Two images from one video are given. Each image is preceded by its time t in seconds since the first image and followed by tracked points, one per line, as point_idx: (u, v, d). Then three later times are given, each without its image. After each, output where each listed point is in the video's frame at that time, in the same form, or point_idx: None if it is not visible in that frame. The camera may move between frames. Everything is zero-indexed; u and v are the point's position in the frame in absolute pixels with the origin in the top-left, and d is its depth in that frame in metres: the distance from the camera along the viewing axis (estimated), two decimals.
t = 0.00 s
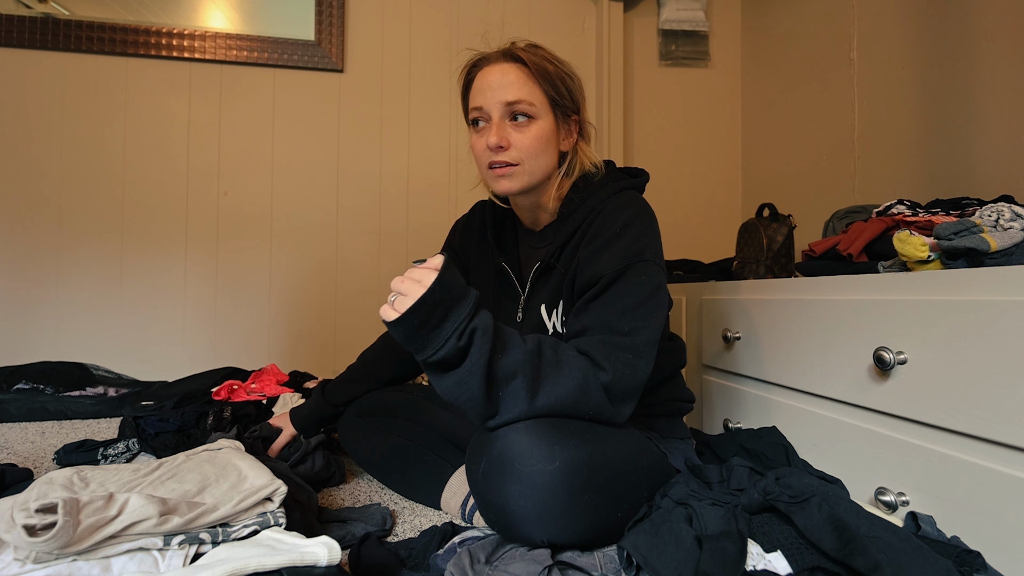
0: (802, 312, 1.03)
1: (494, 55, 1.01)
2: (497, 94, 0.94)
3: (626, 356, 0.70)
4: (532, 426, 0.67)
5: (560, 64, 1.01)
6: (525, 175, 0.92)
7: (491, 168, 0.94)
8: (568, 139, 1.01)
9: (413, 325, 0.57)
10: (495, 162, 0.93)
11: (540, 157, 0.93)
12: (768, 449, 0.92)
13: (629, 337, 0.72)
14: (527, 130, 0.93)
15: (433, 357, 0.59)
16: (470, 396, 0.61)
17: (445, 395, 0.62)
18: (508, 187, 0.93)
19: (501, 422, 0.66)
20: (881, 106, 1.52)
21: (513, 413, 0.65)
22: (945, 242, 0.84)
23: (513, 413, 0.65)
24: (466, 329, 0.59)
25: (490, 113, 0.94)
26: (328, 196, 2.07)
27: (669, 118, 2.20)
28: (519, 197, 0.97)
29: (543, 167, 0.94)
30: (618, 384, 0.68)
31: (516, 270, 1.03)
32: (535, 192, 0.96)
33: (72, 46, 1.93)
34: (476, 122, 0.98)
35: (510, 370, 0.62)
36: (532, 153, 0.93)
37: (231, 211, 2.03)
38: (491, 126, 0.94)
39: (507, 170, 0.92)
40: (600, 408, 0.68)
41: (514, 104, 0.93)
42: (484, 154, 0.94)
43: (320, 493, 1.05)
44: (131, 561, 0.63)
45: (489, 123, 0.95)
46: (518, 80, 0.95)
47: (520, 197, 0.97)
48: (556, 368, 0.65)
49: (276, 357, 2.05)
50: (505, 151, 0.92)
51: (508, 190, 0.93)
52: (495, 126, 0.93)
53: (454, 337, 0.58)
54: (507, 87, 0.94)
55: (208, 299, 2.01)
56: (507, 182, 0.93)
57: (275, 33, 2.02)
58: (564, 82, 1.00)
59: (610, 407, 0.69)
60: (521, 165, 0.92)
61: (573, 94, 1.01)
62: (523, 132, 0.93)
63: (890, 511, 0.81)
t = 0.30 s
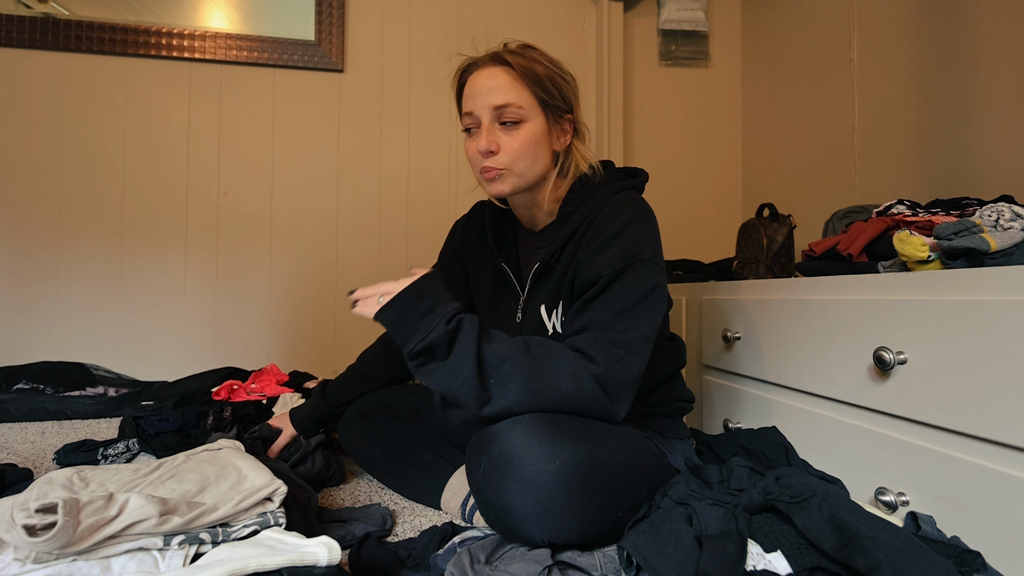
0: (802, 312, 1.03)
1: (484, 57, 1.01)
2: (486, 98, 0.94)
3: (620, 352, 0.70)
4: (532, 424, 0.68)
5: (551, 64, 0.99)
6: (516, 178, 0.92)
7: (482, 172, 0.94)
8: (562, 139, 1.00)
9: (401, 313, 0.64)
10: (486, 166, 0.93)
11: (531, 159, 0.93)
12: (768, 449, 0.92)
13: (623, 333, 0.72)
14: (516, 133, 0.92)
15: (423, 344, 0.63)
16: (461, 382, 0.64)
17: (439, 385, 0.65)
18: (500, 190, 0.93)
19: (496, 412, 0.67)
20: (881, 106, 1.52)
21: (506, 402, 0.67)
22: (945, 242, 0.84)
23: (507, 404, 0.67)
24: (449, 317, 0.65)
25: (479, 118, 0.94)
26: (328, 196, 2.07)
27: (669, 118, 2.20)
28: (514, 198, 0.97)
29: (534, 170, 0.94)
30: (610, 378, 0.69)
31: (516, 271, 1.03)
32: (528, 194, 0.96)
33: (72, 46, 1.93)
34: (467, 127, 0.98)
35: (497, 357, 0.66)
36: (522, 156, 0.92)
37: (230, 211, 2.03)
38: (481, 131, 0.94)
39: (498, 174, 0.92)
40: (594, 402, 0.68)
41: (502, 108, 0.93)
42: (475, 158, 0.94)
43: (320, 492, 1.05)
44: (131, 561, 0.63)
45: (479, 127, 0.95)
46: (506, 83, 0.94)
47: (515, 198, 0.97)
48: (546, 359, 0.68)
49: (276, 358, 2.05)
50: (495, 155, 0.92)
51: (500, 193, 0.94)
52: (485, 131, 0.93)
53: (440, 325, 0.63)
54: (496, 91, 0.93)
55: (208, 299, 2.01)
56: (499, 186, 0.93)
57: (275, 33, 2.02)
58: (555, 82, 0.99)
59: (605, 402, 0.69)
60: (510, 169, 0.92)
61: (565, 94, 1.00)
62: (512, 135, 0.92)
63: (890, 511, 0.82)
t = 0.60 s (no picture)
0: (802, 312, 1.03)
1: (478, 59, 1.01)
2: (478, 101, 0.94)
3: (612, 346, 0.71)
4: (531, 425, 0.68)
5: (545, 64, 0.99)
6: (509, 180, 0.93)
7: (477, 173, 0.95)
8: (557, 138, 1.00)
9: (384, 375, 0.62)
10: (479, 168, 0.94)
11: (524, 160, 0.93)
12: (767, 449, 0.92)
13: (615, 327, 0.72)
14: (509, 134, 0.93)
15: (413, 391, 0.63)
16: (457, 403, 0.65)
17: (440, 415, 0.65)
18: (494, 191, 0.94)
19: (495, 422, 0.68)
20: (881, 106, 1.52)
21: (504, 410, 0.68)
22: (945, 242, 0.84)
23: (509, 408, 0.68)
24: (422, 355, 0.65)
25: (472, 120, 0.95)
26: (328, 196, 2.07)
27: (669, 118, 2.20)
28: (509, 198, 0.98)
29: (528, 169, 0.94)
30: (601, 373, 0.70)
31: (514, 270, 1.03)
32: (524, 194, 0.96)
33: (71, 46, 1.93)
34: (462, 129, 0.99)
35: (481, 369, 0.67)
36: (515, 157, 0.93)
37: (230, 211, 2.03)
38: (474, 133, 0.95)
39: (492, 175, 0.93)
40: (589, 396, 0.70)
41: (494, 110, 0.93)
42: (469, 161, 0.95)
43: (320, 493, 1.05)
44: (131, 561, 0.63)
45: (473, 130, 0.95)
46: (499, 85, 0.94)
47: (510, 198, 0.97)
48: (535, 357, 0.70)
49: (276, 358, 2.05)
50: (488, 156, 0.92)
51: (495, 195, 0.94)
52: (477, 134, 0.93)
53: (418, 361, 0.64)
54: (489, 93, 0.94)
55: (208, 299, 2.01)
56: (493, 187, 0.93)
57: (275, 33, 2.02)
58: (549, 82, 0.98)
59: (600, 397, 0.70)
60: (504, 169, 0.92)
61: (560, 93, 0.99)
62: (505, 136, 0.93)
63: (890, 511, 0.82)
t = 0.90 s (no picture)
0: (802, 312, 1.03)
1: (485, 57, 1.02)
2: (487, 95, 0.94)
3: (621, 353, 0.70)
4: (534, 425, 0.67)
5: (550, 65, 1.00)
6: (515, 176, 0.93)
7: (482, 169, 0.95)
8: (559, 139, 1.00)
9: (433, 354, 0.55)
10: (485, 163, 0.93)
11: (530, 158, 0.94)
12: (767, 449, 0.92)
13: (624, 335, 0.72)
14: (517, 131, 0.93)
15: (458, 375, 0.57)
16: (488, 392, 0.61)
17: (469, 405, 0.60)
18: (499, 187, 0.93)
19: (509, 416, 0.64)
20: (881, 106, 1.52)
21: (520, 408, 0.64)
22: (945, 242, 0.83)
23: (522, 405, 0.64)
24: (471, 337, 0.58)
25: (480, 115, 0.95)
26: (328, 196, 2.07)
27: (669, 118, 2.20)
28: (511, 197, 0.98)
29: (533, 168, 0.94)
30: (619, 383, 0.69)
31: (512, 271, 1.03)
32: (527, 192, 0.96)
33: (72, 46, 1.93)
34: (467, 125, 0.98)
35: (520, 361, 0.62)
36: (522, 154, 0.93)
37: (230, 211, 2.03)
38: (481, 128, 0.95)
39: (498, 171, 0.93)
40: (603, 408, 0.68)
41: (503, 105, 0.93)
42: (475, 155, 0.95)
43: (320, 493, 1.05)
44: (131, 561, 0.63)
45: (480, 125, 0.95)
46: (507, 82, 0.95)
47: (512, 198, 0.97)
48: (558, 368, 0.65)
49: (276, 358, 2.05)
50: (495, 151, 0.92)
51: (499, 191, 0.94)
52: (485, 128, 0.93)
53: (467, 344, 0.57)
54: (497, 89, 0.94)
55: (208, 299, 2.01)
56: (499, 182, 0.93)
57: (275, 33, 2.02)
58: (555, 83, 1.00)
59: (611, 407, 0.69)
60: (510, 165, 0.92)
61: (564, 95, 1.01)
62: (513, 132, 0.93)
63: (890, 511, 0.81)
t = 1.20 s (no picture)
0: (803, 311, 1.03)
1: (493, 51, 1.01)
2: (495, 90, 0.94)
3: (626, 355, 0.70)
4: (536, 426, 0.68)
5: (557, 65, 1.01)
6: (520, 172, 0.92)
7: (486, 163, 0.94)
8: (563, 138, 1.01)
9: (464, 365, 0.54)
10: (491, 157, 0.93)
11: (536, 154, 0.94)
12: (768, 449, 0.92)
13: (627, 336, 0.72)
14: (524, 127, 0.93)
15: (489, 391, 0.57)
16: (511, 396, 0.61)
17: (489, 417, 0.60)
18: (503, 181, 0.93)
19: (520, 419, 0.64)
20: (881, 106, 1.52)
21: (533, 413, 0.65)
22: (945, 242, 0.83)
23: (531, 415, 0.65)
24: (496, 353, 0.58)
25: (487, 109, 0.94)
26: (328, 196, 2.07)
27: (669, 118, 2.20)
28: (513, 194, 0.97)
29: (537, 164, 0.94)
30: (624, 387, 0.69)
31: (512, 270, 1.02)
32: (529, 189, 0.96)
33: (72, 46, 1.93)
34: (472, 118, 0.98)
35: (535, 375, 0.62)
36: (528, 149, 0.93)
37: (230, 211, 2.03)
38: (488, 122, 0.94)
39: (503, 165, 0.92)
40: (608, 412, 0.68)
41: (511, 101, 0.93)
42: (480, 149, 0.94)
43: (320, 492, 1.05)
44: (131, 561, 0.63)
45: (486, 119, 0.95)
46: (516, 77, 0.95)
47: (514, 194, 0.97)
48: (566, 379, 0.65)
49: (276, 358, 2.05)
50: (502, 146, 0.92)
51: (503, 186, 0.93)
52: (492, 123, 0.93)
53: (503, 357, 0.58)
54: (505, 84, 0.94)
55: (208, 299, 2.01)
56: (503, 177, 0.92)
57: (275, 33, 2.02)
58: (562, 82, 1.00)
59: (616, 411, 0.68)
60: (516, 160, 0.92)
61: (570, 95, 1.02)
62: (520, 128, 0.93)
63: (890, 511, 0.81)
